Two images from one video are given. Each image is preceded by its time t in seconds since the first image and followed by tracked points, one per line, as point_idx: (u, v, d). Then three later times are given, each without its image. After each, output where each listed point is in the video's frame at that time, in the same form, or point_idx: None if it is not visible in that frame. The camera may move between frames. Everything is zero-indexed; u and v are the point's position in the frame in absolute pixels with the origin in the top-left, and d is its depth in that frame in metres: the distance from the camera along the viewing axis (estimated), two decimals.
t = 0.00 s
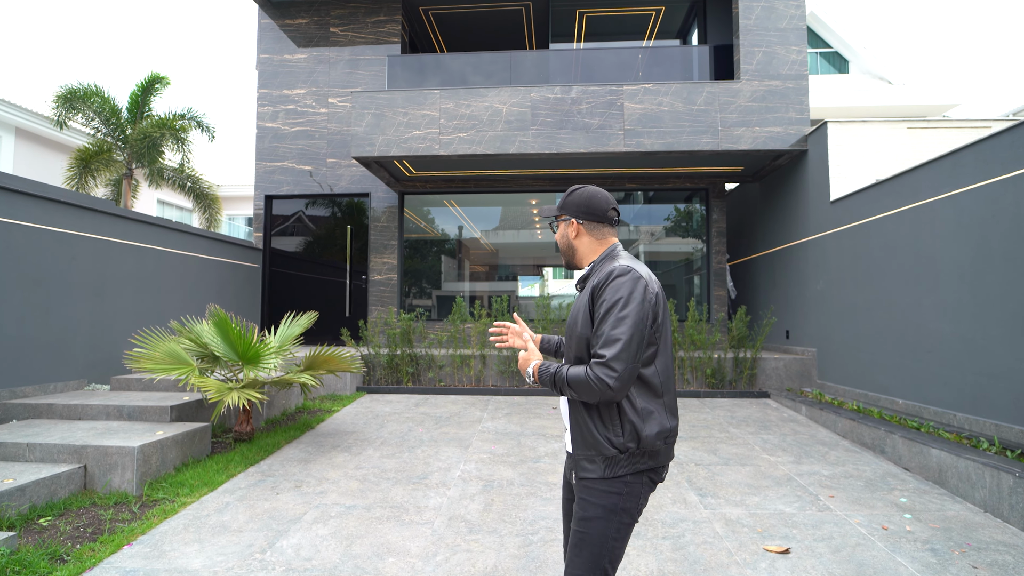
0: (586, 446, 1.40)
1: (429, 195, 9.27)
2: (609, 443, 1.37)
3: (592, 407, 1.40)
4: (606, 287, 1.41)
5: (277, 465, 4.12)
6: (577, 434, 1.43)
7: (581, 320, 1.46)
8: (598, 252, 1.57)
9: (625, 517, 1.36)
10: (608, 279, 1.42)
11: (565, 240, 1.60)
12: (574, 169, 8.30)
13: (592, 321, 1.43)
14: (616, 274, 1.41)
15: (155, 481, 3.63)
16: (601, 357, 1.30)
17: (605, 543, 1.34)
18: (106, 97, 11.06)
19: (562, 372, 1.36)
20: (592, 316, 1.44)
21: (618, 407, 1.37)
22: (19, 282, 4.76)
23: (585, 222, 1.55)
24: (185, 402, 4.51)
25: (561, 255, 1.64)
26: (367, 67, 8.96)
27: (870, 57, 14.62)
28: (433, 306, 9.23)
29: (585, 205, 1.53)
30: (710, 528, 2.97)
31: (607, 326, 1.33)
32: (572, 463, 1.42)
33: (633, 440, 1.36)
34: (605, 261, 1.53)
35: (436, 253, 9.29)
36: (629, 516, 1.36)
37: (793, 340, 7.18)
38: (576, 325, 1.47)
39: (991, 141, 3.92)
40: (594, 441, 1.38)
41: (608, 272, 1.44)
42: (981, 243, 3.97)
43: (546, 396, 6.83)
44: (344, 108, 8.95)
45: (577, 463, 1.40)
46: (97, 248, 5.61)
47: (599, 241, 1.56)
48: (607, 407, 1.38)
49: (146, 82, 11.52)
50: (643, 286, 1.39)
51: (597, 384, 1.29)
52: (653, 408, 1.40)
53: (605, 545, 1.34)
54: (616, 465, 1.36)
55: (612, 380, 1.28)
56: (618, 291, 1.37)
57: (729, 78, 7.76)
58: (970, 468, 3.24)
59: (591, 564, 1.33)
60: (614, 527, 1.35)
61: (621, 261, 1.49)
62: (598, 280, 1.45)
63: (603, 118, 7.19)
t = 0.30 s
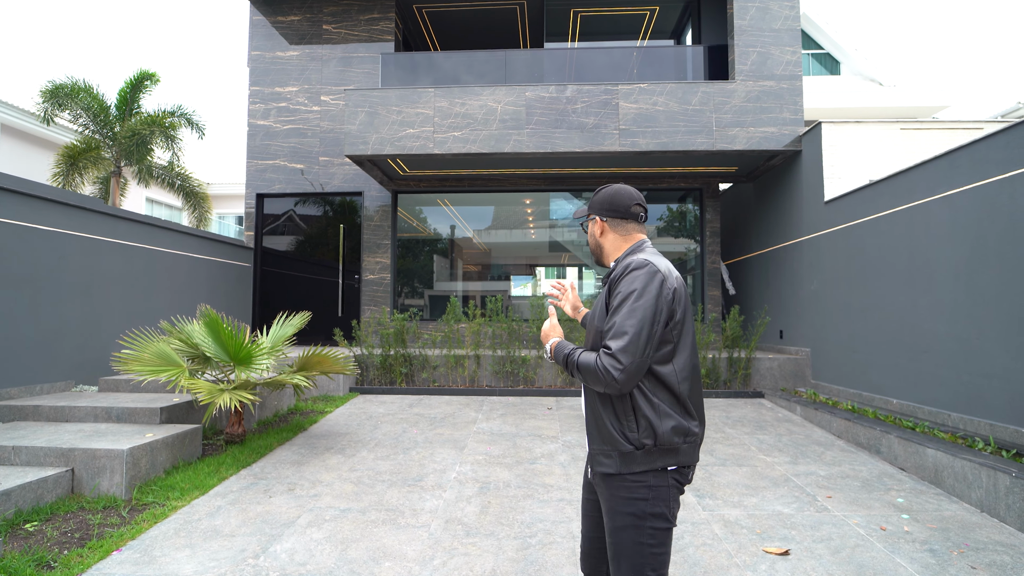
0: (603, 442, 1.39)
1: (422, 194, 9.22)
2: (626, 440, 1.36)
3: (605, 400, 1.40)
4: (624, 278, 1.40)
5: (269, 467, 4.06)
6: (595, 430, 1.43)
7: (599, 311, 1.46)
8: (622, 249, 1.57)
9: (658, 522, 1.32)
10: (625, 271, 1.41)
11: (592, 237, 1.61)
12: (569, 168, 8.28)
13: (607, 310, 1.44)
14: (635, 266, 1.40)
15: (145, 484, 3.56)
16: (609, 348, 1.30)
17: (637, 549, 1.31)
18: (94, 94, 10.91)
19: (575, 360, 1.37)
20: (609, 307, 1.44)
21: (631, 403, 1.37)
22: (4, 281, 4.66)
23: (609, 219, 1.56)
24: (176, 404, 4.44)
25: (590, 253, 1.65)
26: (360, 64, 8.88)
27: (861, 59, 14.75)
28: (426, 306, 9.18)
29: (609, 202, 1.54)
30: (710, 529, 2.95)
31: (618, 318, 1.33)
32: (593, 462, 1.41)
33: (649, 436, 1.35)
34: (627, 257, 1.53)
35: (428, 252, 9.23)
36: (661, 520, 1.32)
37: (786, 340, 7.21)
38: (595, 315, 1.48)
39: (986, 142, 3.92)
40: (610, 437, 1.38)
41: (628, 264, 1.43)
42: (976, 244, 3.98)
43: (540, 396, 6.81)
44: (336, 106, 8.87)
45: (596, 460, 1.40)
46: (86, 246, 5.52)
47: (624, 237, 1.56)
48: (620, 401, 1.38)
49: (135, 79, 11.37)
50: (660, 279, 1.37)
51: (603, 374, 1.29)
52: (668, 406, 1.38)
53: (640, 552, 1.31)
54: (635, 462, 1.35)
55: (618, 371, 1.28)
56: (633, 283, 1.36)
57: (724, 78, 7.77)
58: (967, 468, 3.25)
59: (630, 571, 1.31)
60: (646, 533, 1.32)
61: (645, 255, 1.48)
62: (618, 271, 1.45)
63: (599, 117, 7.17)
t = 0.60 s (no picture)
0: (661, 455, 1.34)
1: (413, 194, 9.16)
2: (687, 454, 1.31)
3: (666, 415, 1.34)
4: (684, 284, 1.34)
5: (259, 470, 3.98)
6: (651, 445, 1.37)
7: (651, 319, 1.40)
8: (668, 244, 1.53)
9: (730, 533, 1.29)
10: (685, 277, 1.35)
11: (645, 224, 1.53)
12: (560, 168, 8.27)
13: (664, 320, 1.37)
14: (694, 271, 1.34)
15: (131, 488, 3.48)
16: (684, 362, 1.23)
17: (712, 561, 1.28)
18: (75, 89, 10.70)
19: (640, 377, 1.29)
20: (664, 315, 1.38)
21: (692, 417, 1.31)
22: None
23: (672, 210, 1.51)
24: (162, 405, 4.35)
25: (631, 240, 1.57)
26: (350, 62, 8.79)
27: (848, 62, 14.96)
28: (415, 306, 9.12)
29: (676, 193, 1.50)
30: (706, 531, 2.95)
31: (688, 327, 1.26)
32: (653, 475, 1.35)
33: (712, 451, 1.30)
34: (675, 256, 1.49)
35: (416, 252, 9.17)
36: (733, 529, 1.29)
37: (776, 341, 7.27)
38: (646, 324, 1.41)
39: (975, 144, 3.96)
40: (671, 452, 1.32)
41: (684, 269, 1.37)
42: (965, 245, 4.03)
43: (532, 397, 6.80)
44: (326, 103, 8.78)
45: (656, 473, 1.35)
46: (68, 244, 5.39)
47: (679, 232, 1.53)
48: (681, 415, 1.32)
49: (119, 75, 11.19)
50: (724, 284, 1.32)
51: (681, 390, 1.22)
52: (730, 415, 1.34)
53: (714, 563, 1.28)
54: (699, 475, 1.31)
55: (697, 386, 1.21)
56: (697, 289, 1.30)
57: (714, 80, 7.81)
58: (957, 467, 3.28)
59: None
60: (720, 544, 1.28)
61: (698, 255, 1.43)
62: (676, 275, 1.38)
63: (591, 117, 7.17)
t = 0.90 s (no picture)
0: (728, 467, 1.32)
1: (396, 193, 9.09)
2: (758, 464, 1.29)
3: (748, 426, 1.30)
4: (763, 289, 1.31)
5: (241, 474, 3.90)
6: (717, 458, 1.33)
7: (727, 328, 1.35)
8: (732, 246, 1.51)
9: (779, 535, 1.30)
10: (761, 281, 1.32)
11: (728, 224, 1.46)
12: (544, 169, 8.29)
13: (742, 327, 1.34)
14: (770, 274, 1.31)
15: (109, 494, 3.39)
16: (790, 370, 1.20)
17: (761, 564, 1.29)
18: (44, 83, 10.39)
19: (739, 392, 1.23)
20: (741, 323, 1.34)
21: (768, 425, 1.29)
22: None
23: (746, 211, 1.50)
24: (141, 408, 4.24)
25: (710, 240, 1.46)
26: (333, 59, 8.68)
27: (824, 68, 15.32)
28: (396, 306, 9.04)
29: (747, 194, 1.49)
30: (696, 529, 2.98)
31: (785, 332, 1.23)
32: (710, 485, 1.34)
33: (786, 460, 1.28)
34: (735, 256, 1.46)
35: (396, 252, 9.09)
36: (781, 532, 1.31)
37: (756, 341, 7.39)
38: (719, 332, 1.36)
39: (951, 151, 4.08)
40: (742, 464, 1.29)
41: (756, 273, 1.34)
42: (942, 248, 4.14)
43: (517, 397, 6.80)
44: (307, 101, 8.65)
45: (716, 485, 1.33)
46: (41, 242, 5.23)
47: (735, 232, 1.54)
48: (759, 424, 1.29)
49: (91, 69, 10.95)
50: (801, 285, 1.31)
51: (794, 399, 1.19)
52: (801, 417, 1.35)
53: (763, 566, 1.29)
54: (764, 485, 1.29)
55: (808, 392, 1.19)
56: (781, 293, 1.28)
57: (697, 83, 7.92)
58: (936, 464, 3.37)
59: None
60: (768, 547, 1.29)
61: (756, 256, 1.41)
62: (748, 280, 1.35)
63: (576, 118, 7.19)
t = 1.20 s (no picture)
0: (763, 467, 1.36)
1: (378, 193, 9.04)
2: (792, 464, 1.34)
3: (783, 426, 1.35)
4: (801, 293, 1.36)
5: (224, 477, 3.84)
6: (750, 459, 1.37)
7: (765, 330, 1.39)
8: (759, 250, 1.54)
9: (797, 531, 1.35)
10: (799, 286, 1.37)
11: (756, 227, 1.50)
12: (527, 170, 8.33)
13: (780, 329, 1.38)
14: (807, 279, 1.36)
15: (87, 499, 3.34)
16: (831, 372, 1.26)
17: (780, 560, 1.33)
18: (10, 75, 10.13)
19: (783, 395, 1.27)
20: (778, 325, 1.38)
21: (800, 425, 1.35)
22: None
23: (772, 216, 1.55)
24: (118, 411, 4.14)
25: (737, 242, 1.50)
26: (314, 56, 8.57)
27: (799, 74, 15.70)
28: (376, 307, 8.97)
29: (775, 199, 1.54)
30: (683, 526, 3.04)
31: (825, 337, 1.29)
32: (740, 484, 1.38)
33: (819, 458, 1.34)
34: (763, 260, 1.49)
35: (374, 252, 9.02)
36: (799, 528, 1.35)
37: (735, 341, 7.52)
38: (756, 334, 1.40)
39: (925, 157, 4.23)
40: (778, 464, 1.34)
41: (792, 277, 1.39)
42: (916, 251, 4.28)
43: (500, 398, 6.81)
44: (288, 98, 8.52)
45: (748, 485, 1.36)
46: (12, 240, 5.06)
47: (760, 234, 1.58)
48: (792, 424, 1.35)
49: (60, 62, 10.64)
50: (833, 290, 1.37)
51: (834, 401, 1.25)
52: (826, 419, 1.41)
53: (782, 562, 1.34)
54: (796, 483, 1.34)
55: (846, 395, 1.26)
56: (820, 299, 1.33)
57: (678, 87, 8.04)
58: (911, 460, 3.50)
59: None
60: (786, 542, 1.34)
61: (785, 259, 1.46)
62: (785, 284, 1.39)
63: (559, 120, 7.24)
